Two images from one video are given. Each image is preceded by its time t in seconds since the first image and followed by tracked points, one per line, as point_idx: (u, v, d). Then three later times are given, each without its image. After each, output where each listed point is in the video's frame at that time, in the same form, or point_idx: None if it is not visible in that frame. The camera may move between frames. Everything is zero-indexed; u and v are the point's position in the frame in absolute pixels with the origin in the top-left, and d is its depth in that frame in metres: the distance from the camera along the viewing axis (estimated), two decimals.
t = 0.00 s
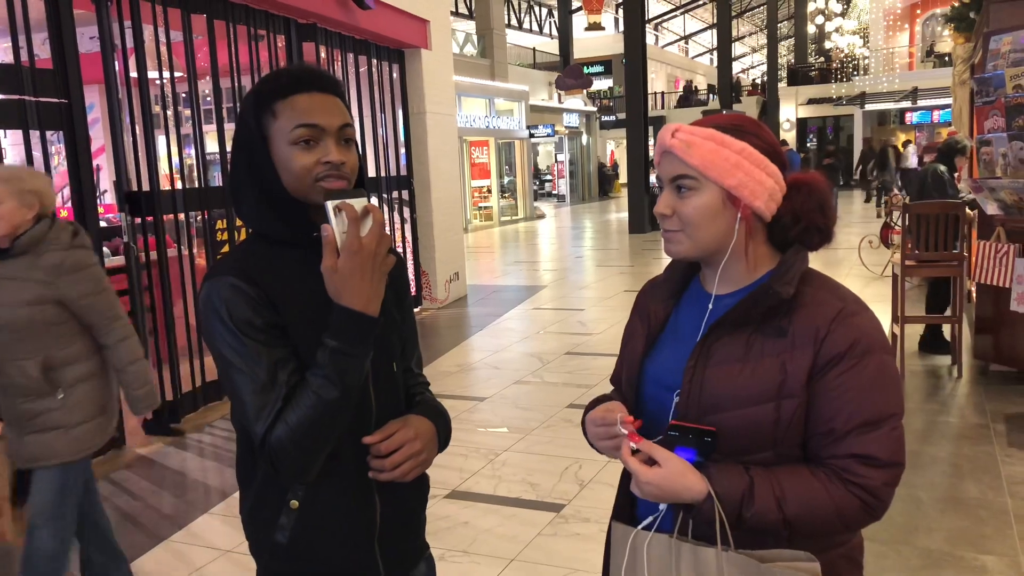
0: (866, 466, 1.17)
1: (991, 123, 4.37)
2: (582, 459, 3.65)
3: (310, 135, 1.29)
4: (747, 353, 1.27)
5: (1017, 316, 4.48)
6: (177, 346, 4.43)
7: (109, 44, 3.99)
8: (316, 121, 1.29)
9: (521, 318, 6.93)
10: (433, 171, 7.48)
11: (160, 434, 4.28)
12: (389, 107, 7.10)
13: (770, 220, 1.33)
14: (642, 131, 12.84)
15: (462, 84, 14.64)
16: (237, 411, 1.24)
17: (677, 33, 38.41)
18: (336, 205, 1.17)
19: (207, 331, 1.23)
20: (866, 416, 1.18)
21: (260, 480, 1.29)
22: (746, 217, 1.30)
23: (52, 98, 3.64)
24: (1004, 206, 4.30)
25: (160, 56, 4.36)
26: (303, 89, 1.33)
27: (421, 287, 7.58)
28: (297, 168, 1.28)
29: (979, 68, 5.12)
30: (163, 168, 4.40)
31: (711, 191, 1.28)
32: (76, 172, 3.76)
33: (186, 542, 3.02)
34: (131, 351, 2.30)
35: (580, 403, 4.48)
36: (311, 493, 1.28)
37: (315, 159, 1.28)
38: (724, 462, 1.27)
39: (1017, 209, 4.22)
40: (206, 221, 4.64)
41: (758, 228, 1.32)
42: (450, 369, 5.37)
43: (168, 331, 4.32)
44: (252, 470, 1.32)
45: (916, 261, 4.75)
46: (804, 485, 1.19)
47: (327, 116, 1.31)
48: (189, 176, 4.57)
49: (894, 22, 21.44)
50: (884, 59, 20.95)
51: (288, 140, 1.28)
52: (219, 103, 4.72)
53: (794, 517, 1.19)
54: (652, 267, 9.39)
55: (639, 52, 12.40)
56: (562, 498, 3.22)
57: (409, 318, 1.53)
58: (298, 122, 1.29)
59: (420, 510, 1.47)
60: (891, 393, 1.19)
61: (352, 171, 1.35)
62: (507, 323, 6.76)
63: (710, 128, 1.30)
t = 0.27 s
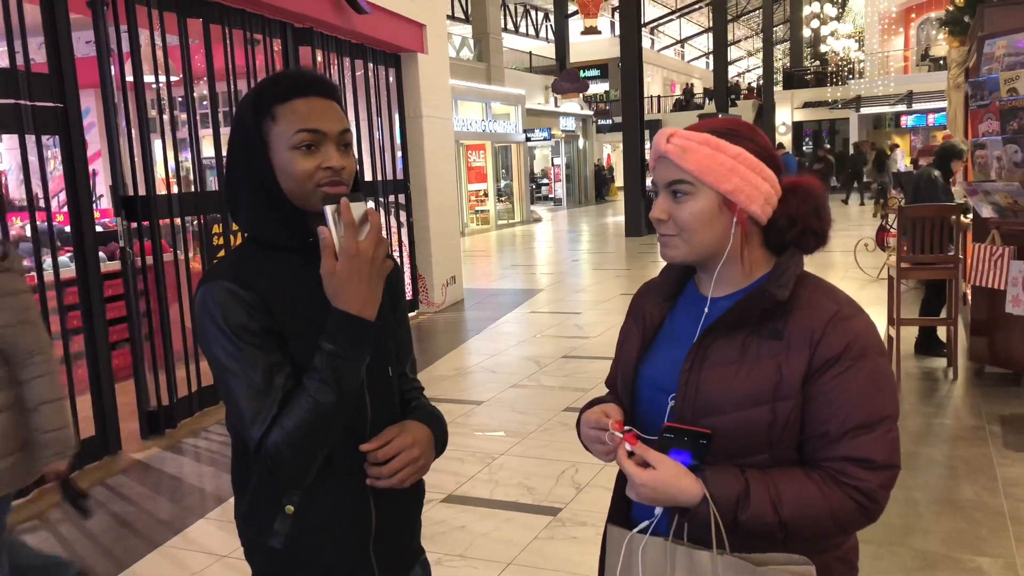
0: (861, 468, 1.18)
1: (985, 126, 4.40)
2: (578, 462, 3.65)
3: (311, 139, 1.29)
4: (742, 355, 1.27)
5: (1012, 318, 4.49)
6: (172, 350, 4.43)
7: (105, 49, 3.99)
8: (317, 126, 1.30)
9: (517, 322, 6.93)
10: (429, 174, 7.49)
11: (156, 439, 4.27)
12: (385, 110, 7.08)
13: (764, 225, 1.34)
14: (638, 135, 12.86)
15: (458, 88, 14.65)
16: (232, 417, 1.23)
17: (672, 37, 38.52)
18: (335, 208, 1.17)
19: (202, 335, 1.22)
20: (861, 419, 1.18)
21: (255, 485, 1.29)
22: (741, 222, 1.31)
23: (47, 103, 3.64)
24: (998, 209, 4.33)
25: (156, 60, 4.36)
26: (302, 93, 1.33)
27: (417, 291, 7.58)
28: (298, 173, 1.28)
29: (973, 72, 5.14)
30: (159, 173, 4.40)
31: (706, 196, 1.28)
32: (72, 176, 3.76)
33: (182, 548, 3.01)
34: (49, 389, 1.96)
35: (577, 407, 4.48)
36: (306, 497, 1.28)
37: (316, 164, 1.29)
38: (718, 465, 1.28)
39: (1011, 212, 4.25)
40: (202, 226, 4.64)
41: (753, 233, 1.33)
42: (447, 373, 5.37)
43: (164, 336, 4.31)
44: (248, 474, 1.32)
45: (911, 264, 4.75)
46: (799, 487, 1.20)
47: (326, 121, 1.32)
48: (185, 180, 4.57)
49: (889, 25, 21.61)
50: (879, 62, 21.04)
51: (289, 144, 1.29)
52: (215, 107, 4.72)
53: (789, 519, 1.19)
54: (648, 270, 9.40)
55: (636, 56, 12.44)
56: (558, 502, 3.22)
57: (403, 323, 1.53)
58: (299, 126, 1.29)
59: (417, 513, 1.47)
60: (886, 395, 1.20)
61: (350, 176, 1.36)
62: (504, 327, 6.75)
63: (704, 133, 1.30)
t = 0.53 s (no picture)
0: (852, 467, 1.18)
1: (977, 126, 4.41)
2: (573, 464, 3.65)
3: (306, 144, 1.30)
4: (732, 357, 1.27)
5: (1005, 316, 4.50)
6: (166, 355, 4.42)
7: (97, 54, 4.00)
8: (313, 130, 1.31)
9: (512, 324, 6.93)
10: (423, 178, 7.49)
11: (148, 443, 4.29)
12: (378, 114, 7.09)
13: (753, 226, 1.34)
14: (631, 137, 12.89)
15: (451, 91, 14.66)
16: (225, 422, 1.23)
17: (665, 39, 38.62)
18: (329, 213, 1.18)
19: (195, 339, 1.22)
20: (851, 417, 1.19)
21: (249, 489, 1.29)
22: (730, 223, 1.31)
23: (39, 108, 3.63)
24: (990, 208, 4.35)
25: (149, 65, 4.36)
26: (296, 98, 1.33)
27: (412, 294, 7.58)
28: (293, 177, 1.28)
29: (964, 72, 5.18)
30: (151, 177, 4.39)
31: (695, 198, 1.29)
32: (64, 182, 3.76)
33: (177, 553, 3.00)
34: None
35: (571, 409, 4.48)
36: (300, 501, 1.27)
37: (311, 168, 1.30)
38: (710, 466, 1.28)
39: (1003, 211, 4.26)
40: (196, 231, 4.64)
41: (742, 234, 1.33)
42: (442, 376, 5.36)
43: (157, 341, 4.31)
44: (242, 479, 1.32)
45: (904, 263, 4.77)
46: (790, 487, 1.20)
47: (321, 126, 1.32)
48: (178, 185, 4.57)
49: (880, 26, 21.65)
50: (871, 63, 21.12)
51: (284, 148, 1.29)
52: (208, 112, 4.72)
53: (781, 520, 1.19)
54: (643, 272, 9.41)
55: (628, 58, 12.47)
56: (553, 504, 3.23)
57: (396, 326, 1.53)
58: (294, 130, 1.29)
59: (411, 517, 1.47)
60: (876, 394, 1.20)
61: (345, 180, 1.36)
62: (499, 329, 6.75)
63: (693, 135, 1.31)
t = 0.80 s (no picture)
0: (847, 470, 1.18)
1: (972, 126, 4.48)
2: (572, 469, 3.65)
3: (302, 152, 1.30)
4: (726, 361, 1.27)
5: (1003, 318, 4.47)
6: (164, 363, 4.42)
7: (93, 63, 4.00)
8: (308, 138, 1.31)
9: (510, 328, 6.94)
10: (421, 183, 7.50)
11: (146, 451, 4.29)
12: (375, 119, 7.09)
13: (745, 229, 1.34)
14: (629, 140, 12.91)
15: (448, 95, 14.65)
16: (222, 430, 1.23)
17: (661, 41, 38.68)
18: (327, 221, 1.19)
19: (191, 347, 1.22)
20: (846, 420, 1.19)
21: (246, 497, 1.29)
22: (723, 226, 1.31)
23: (35, 118, 3.64)
24: (986, 208, 4.33)
25: (145, 73, 4.36)
26: (292, 106, 1.33)
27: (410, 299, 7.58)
28: (290, 185, 1.29)
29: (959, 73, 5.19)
30: (149, 185, 4.38)
31: (687, 201, 1.29)
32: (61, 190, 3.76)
33: (176, 561, 3.00)
34: None
35: (570, 412, 4.48)
36: (298, 508, 1.27)
37: (307, 176, 1.30)
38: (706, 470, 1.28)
39: (1000, 210, 4.24)
40: (193, 239, 4.64)
41: (734, 238, 1.34)
42: (440, 381, 5.36)
43: (156, 349, 4.32)
44: (239, 486, 1.32)
45: (902, 264, 4.80)
46: (785, 490, 1.20)
47: (315, 134, 1.33)
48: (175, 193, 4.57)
49: (876, 27, 21.77)
50: (867, 63, 21.16)
51: (280, 156, 1.29)
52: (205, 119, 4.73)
53: (777, 523, 1.19)
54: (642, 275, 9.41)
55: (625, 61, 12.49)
56: (552, 508, 3.22)
57: (392, 332, 1.53)
58: (290, 139, 1.29)
59: (409, 524, 1.47)
60: (870, 396, 1.20)
61: (340, 188, 1.37)
62: (498, 334, 6.76)
63: (685, 138, 1.31)
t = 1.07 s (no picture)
0: (847, 473, 1.17)
1: (973, 129, 4.48)
2: (573, 470, 3.64)
3: (304, 152, 1.30)
4: (726, 363, 1.27)
5: (1002, 321, 4.48)
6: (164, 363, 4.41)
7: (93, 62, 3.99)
8: (311, 138, 1.31)
9: (510, 330, 6.93)
10: (421, 184, 7.49)
11: (147, 451, 4.29)
12: (375, 120, 7.08)
13: (745, 231, 1.34)
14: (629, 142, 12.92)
15: (448, 97, 14.65)
16: (223, 430, 1.22)
17: (662, 44, 38.73)
18: (330, 221, 1.19)
19: (191, 346, 1.21)
20: (846, 423, 1.18)
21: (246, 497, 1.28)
22: (722, 228, 1.31)
23: (36, 117, 3.63)
24: (987, 212, 4.33)
25: (145, 73, 4.35)
26: (293, 106, 1.33)
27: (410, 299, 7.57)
28: (292, 185, 1.29)
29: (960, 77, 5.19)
30: (149, 185, 4.38)
31: (687, 203, 1.28)
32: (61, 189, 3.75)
33: (176, 561, 2.99)
34: None
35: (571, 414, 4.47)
36: (298, 510, 1.27)
37: (309, 176, 1.30)
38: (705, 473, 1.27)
39: (1000, 214, 4.25)
40: (193, 239, 4.63)
41: (734, 240, 1.33)
42: (441, 382, 5.36)
43: (156, 348, 4.31)
44: (240, 486, 1.31)
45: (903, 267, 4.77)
46: (785, 493, 1.19)
47: (317, 134, 1.32)
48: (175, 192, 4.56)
49: (876, 30, 21.49)
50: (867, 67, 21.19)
51: (282, 156, 1.28)
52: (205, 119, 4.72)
53: (777, 526, 1.19)
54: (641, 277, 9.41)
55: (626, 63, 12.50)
56: (553, 510, 3.22)
57: (393, 333, 1.53)
58: (292, 139, 1.29)
59: (411, 527, 1.46)
60: (870, 399, 1.20)
61: (343, 189, 1.36)
62: (498, 335, 6.75)
63: (684, 140, 1.31)
